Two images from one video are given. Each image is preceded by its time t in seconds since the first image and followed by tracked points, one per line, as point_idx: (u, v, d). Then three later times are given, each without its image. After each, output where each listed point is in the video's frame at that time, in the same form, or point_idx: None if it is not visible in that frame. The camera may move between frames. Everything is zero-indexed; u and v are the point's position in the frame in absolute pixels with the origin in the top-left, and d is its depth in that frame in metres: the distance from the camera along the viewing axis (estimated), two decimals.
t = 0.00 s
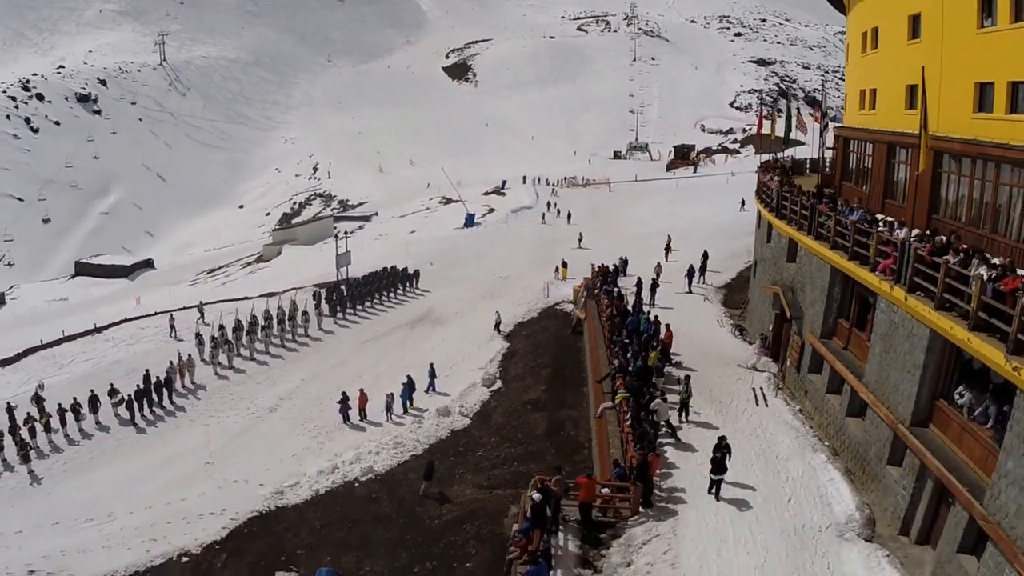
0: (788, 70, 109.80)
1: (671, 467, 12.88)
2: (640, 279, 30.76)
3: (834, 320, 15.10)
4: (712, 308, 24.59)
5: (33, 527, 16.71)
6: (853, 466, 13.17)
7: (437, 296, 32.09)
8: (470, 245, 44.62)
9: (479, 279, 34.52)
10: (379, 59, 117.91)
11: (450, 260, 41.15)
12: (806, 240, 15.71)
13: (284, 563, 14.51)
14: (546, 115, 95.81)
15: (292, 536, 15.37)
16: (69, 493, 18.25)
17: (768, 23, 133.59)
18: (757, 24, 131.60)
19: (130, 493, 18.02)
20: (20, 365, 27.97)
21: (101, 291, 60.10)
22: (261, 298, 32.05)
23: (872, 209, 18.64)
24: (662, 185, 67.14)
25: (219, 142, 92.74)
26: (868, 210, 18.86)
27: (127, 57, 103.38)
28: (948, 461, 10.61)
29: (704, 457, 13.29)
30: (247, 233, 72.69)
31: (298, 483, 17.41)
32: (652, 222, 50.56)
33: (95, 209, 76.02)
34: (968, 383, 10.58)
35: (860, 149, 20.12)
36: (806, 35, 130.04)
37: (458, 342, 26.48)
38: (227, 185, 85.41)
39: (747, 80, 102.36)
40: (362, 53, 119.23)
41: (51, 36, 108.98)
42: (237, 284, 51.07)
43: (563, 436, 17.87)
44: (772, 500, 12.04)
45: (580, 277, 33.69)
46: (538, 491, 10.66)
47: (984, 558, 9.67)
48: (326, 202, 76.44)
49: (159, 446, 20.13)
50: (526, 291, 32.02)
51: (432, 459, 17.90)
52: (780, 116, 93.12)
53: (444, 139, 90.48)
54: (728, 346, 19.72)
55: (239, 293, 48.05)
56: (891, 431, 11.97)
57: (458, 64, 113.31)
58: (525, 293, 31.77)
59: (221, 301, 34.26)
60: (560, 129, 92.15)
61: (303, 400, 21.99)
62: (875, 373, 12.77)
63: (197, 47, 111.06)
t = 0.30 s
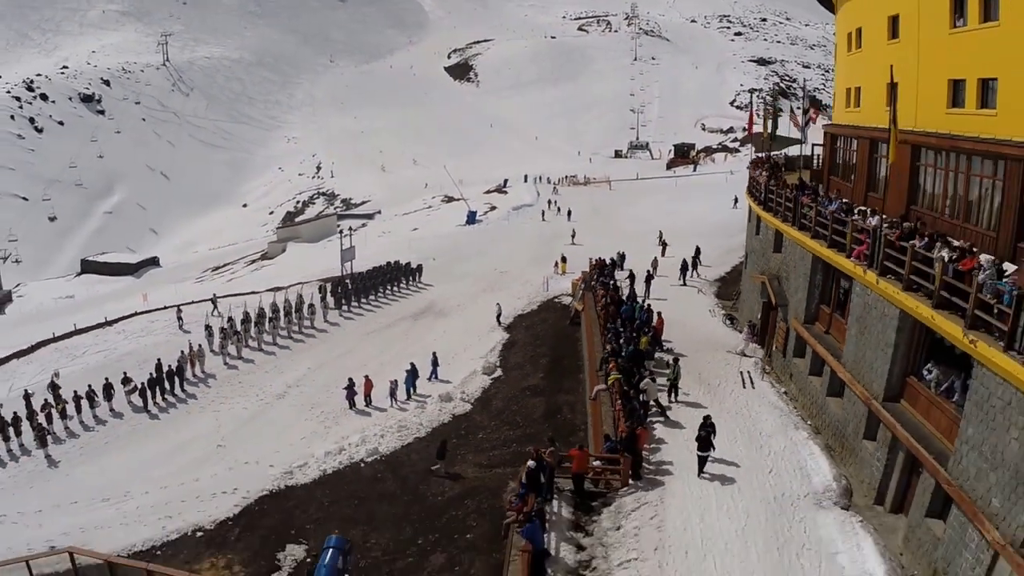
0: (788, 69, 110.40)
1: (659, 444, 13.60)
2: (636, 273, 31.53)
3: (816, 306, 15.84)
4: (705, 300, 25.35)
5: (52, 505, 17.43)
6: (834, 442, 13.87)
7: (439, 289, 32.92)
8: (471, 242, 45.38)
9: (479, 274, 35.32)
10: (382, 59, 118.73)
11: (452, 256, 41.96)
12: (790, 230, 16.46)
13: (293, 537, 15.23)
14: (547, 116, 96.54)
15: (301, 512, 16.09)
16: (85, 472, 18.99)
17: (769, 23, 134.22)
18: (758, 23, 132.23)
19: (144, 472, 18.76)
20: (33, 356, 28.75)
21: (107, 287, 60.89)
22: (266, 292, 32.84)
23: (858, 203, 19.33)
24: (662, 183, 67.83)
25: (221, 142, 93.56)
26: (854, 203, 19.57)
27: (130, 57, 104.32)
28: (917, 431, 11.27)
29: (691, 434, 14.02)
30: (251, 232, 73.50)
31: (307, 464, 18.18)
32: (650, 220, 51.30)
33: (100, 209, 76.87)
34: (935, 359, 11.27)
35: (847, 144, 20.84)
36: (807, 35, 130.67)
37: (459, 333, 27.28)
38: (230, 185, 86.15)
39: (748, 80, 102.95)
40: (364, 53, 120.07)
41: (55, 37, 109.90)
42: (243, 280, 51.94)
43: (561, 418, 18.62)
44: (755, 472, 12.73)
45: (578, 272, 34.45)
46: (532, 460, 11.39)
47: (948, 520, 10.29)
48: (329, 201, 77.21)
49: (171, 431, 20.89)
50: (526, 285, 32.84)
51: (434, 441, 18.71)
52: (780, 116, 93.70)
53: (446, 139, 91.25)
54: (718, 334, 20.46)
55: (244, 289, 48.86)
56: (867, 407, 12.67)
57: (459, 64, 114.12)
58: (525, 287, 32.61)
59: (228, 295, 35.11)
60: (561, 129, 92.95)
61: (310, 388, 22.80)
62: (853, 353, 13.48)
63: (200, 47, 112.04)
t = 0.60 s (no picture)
0: (790, 69, 110.93)
1: (650, 423, 14.32)
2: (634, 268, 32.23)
3: (801, 293, 16.54)
4: (699, 292, 26.04)
5: (70, 487, 18.15)
6: (817, 422, 14.57)
7: (441, 285, 33.63)
8: (473, 239, 46.07)
9: (480, 270, 36.01)
10: (384, 59, 119.39)
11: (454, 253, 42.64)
12: (777, 222, 17.18)
13: (302, 515, 15.94)
14: (548, 115, 97.18)
15: (309, 492, 16.83)
16: (100, 457, 19.70)
17: (771, 23, 134.76)
18: (759, 23, 132.79)
19: (157, 456, 19.47)
20: (44, 349, 29.46)
21: (112, 285, 61.64)
22: (272, 287, 33.58)
23: (844, 197, 20.02)
24: (662, 182, 68.42)
25: (224, 142, 94.31)
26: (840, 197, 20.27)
27: (132, 57, 105.17)
28: (891, 407, 11.97)
29: (681, 414, 14.72)
30: (253, 231, 74.21)
31: (314, 448, 18.89)
32: (650, 218, 51.94)
33: (103, 209, 77.60)
34: (908, 338, 11.97)
35: (834, 140, 21.54)
36: (809, 35, 131.19)
37: (461, 326, 28.00)
38: (232, 185, 86.86)
39: (749, 79, 103.49)
40: (367, 53, 120.75)
41: (57, 37, 110.71)
42: (249, 277, 52.68)
43: (559, 404, 19.32)
44: (740, 448, 13.45)
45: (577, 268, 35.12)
46: (529, 435, 12.11)
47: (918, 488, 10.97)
48: (332, 201, 77.85)
49: (181, 418, 21.60)
50: (526, 280, 33.56)
51: (436, 427, 19.43)
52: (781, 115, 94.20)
53: (448, 139, 91.89)
54: (710, 324, 21.16)
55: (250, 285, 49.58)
56: (846, 386, 13.37)
57: (461, 64, 114.78)
58: (524, 282, 33.30)
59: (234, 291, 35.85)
60: (563, 129, 93.59)
61: (317, 377, 23.53)
62: (834, 336, 14.17)
63: (202, 47, 112.87)
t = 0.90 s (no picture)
0: (789, 69, 111.61)
1: (640, 403, 15.01)
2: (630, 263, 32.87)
3: (787, 282, 17.23)
4: (693, 285, 26.73)
5: (84, 471, 18.84)
6: (800, 403, 15.26)
7: (442, 281, 34.27)
8: (474, 237, 46.66)
9: (480, 266, 36.63)
10: (384, 58, 119.94)
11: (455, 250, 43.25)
12: (764, 213, 17.88)
13: (309, 496, 16.64)
14: (548, 115, 97.78)
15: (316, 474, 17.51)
16: (111, 443, 20.38)
17: (771, 23, 135.44)
18: (759, 23, 133.49)
19: (167, 442, 20.14)
20: (54, 342, 30.14)
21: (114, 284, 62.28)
22: (275, 283, 34.23)
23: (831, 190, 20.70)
24: (661, 181, 68.99)
25: (224, 142, 94.98)
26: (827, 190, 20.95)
27: (132, 57, 105.87)
28: (867, 384, 12.66)
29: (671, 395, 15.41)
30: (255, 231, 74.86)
31: (320, 433, 19.59)
32: (649, 216, 52.52)
33: (105, 208, 78.27)
34: (883, 320, 12.67)
35: (822, 137, 22.22)
36: (808, 35, 131.88)
37: (461, 319, 28.67)
38: (233, 185, 87.50)
39: (748, 79, 104.12)
40: (367, 53, 121.41)
41: (57, 37, 111.35)
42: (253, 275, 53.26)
43: (556, 391, 19.97)
44: (726, 426, 14.15)
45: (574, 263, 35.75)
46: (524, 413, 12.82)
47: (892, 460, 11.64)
48: (332, 201, 78.37)
49: (190, 406, 22.28)
50: (525, 275, 34.21)
51: (438, 414, 20.11)
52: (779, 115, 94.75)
53: (448, 139, 92.48)
54: (702, 314, 21.84)
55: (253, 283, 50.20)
56: (827, 367, 14.05)
57: (462, 63, 115.45)
58: (523, 278, 33.94)
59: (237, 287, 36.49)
60: (563, 129, 94.20)
61: (321, 368, 24.22)
62: (816, 320, 14.87)
63: (202, 47, 113.57)
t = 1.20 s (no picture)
0: (787, 70, 112.27)
1: (632, 385, 15.64)
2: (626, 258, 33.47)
3: (774, 270, 17.87)
4: (686, 278, 27.33)
5: (95, 456, 19.44)
6: (786, 385, 15.91)
7: (441, 277, 34.86)
8: (472, 236, 47.22)
9: (479, 263, 37.21)
10: (384, 60, 120.59)
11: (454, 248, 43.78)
12: (752, 205, 18.55)
13: (314, 477, 17.25)
14: (547, 116, 98.39)
15: (320, 458, 18.10)
16: (120, 430, 20.97)
17: (770, 24, 136.16)
18: (758, 25, 134.19)
19: (175, 428, 20.76)
20: (61, 336, 30.74)
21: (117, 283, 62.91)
22: (277, 280, 34.84)
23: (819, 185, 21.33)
24: (659, 181, 69.54)
25: (225, 143, 95.62)
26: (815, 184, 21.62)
27: (134, 58, 106.62)
28: (847, 363, 13.30)
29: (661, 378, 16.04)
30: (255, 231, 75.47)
31: (323, 420, 20.20)
32: (647, 216, 53.09)
33: (107, 209, 78.90)
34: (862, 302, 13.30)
35: (812, 133, 22.84)
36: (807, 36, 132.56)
37: (460, 313, 29.28)
38: (234, 185, 88.14)
39: (746, 81, 104.79)
40: (368, 54, 122.07)
41: (58, 38, 112.08)
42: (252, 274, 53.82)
43: (551, 378, 20.58)
44: (715, 406, 14.77)
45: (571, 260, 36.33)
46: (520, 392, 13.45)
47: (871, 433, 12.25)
48: (332, 202, 78.87)
49: (196, 395, 22.86)
50: (522, 272, 34.78)
51: (437, 402, 20.71)
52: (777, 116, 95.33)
53: (448, 141, 93.10)
54: (694, 304, 22.48)
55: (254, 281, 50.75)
56: (810, 349, 14.68)
57: (462, 65, 116.10)
58: (521, 273, 34.51)
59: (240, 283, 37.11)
60: (562, 129, 94.82)
61: (323, 359, 24.83)
62: (801, 305, 15.51)
63: (203, 49, 114.31)
